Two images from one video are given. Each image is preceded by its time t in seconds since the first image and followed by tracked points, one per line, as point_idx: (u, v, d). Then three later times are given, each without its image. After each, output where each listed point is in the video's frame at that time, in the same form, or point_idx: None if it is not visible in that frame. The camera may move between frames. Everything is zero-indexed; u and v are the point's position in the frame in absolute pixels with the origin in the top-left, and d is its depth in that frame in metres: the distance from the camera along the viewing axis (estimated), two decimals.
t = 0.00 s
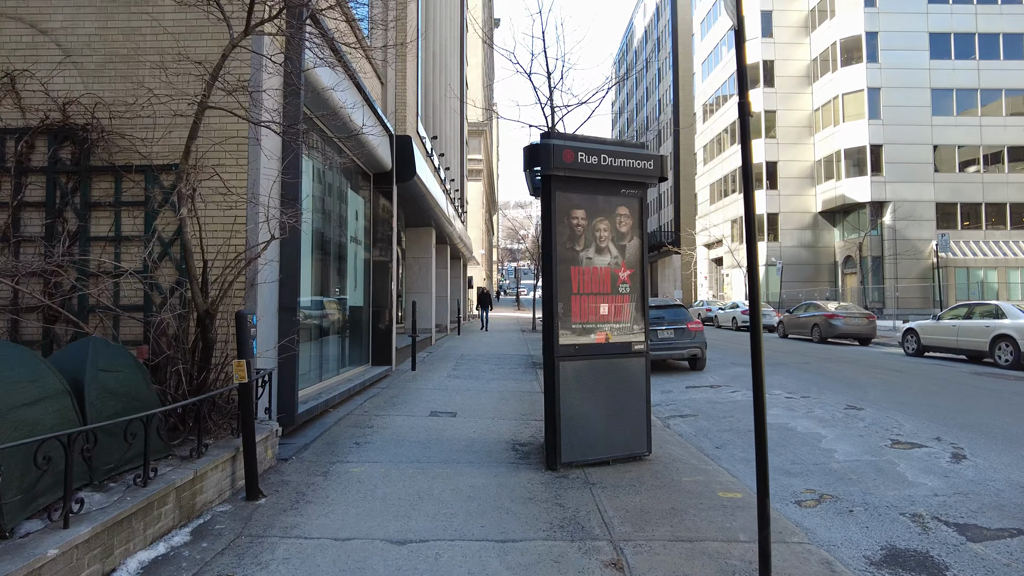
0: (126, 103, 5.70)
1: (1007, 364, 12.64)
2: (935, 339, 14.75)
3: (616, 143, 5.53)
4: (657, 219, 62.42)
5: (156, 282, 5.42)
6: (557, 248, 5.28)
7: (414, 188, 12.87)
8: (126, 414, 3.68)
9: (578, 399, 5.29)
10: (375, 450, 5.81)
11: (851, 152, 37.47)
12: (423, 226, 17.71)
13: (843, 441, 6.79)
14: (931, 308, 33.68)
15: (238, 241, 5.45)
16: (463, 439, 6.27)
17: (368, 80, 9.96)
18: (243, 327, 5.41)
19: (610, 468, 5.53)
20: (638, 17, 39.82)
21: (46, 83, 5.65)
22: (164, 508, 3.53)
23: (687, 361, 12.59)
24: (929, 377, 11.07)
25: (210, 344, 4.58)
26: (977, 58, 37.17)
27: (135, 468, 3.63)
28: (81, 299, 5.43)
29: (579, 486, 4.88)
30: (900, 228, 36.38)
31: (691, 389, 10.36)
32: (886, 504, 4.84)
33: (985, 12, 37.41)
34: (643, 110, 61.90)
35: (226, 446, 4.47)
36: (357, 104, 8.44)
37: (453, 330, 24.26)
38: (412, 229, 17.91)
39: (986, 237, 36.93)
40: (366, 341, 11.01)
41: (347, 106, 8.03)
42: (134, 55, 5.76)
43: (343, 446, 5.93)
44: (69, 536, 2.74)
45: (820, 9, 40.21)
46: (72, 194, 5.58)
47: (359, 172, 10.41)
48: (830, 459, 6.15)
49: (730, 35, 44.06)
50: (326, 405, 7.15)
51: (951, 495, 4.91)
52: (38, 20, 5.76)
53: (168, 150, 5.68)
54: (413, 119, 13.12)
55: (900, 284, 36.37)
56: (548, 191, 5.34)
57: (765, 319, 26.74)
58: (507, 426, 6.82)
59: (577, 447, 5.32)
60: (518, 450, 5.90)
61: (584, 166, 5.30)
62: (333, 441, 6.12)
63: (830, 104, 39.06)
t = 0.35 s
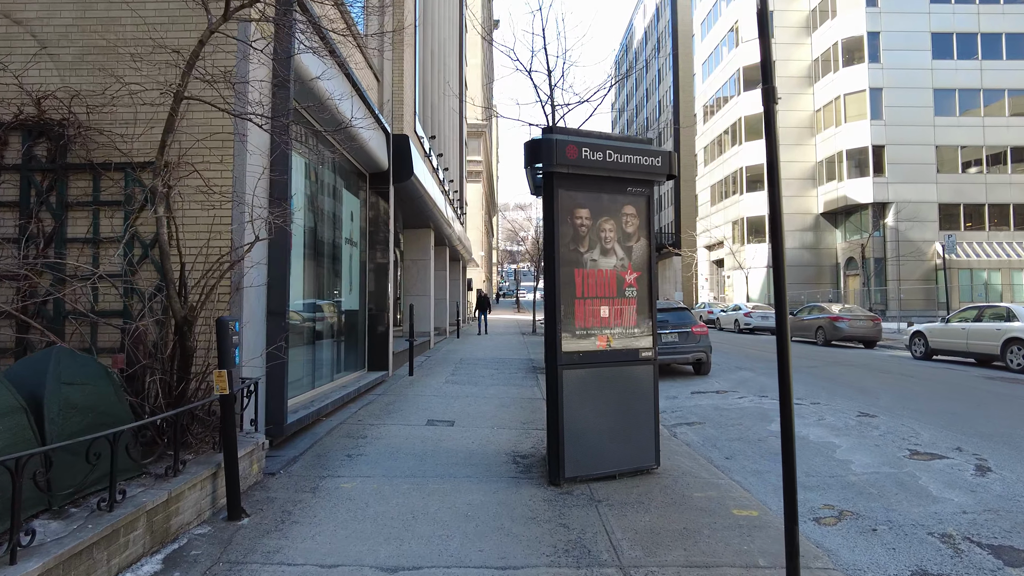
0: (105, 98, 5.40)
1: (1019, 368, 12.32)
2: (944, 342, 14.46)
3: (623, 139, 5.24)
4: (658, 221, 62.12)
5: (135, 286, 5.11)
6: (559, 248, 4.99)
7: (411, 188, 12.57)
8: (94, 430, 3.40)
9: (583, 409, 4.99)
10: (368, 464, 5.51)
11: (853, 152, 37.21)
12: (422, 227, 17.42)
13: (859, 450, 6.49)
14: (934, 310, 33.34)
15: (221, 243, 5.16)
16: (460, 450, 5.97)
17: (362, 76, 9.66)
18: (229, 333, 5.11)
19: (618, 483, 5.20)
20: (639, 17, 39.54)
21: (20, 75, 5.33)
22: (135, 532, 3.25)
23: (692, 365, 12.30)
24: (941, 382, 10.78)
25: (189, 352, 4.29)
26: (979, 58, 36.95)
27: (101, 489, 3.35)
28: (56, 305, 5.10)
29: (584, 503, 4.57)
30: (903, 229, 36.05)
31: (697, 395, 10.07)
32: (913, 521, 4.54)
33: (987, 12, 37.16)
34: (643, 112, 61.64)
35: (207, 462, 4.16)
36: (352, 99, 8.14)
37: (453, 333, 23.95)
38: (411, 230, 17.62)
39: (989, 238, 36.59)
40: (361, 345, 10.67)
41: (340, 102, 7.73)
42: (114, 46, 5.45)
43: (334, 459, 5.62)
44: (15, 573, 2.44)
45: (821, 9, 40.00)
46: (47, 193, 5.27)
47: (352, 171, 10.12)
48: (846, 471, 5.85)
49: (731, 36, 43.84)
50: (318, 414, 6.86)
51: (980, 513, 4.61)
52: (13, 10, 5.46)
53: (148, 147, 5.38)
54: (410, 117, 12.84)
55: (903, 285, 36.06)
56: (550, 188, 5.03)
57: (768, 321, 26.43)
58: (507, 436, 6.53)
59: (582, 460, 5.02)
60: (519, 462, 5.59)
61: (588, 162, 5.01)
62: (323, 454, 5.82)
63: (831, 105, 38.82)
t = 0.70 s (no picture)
0: (86, 88, 5.11)
1: None
2: (954, 345, 14.15)
3: (632, 130, 4.94)
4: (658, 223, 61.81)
5: (116, 286, 4.82)
6: (565, 246, 4.70)
7: (410, 188, 12.28)
8: (57, 443, 3.11)
9: (590, 416, 4.71)
10: (362, 474, 5.20)
11: (855, 154, 36.96)
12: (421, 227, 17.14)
13: (878, 459, 6.18)
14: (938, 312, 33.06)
15: (207, 239, 4.88)
16: (459, 460, 5.66)
17: (359, 70, 9.38)
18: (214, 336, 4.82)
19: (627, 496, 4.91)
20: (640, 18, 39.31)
21: None
22: (101, 556, 2.95)
23: (698, 369, 11.99)
24: (954, 385, 10.47)
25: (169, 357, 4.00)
26: (982, 59, 36.69)
27: (64, 508, 3.05)
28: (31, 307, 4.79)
29: (592, 518, 4.28)
30: (906, 231, 35.75)
31: (704, 400, 9.76)
32: (944, 537, 4.25)
33: (991, 12, 36.91)
34: (643, 114, 61.37)
35: (188, 474, 3.87)
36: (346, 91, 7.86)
37: (453, 335, 23.65)
38: (409, 230, 17.31)
39: (992, 240, 36.30)
40: (358, 349, 10.35)
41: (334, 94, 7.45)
42: (96, 33, 5.17)
43: (326, 470, 5.32)
44: None
45: (823, 10, 39.78)
46: (22, 188, 4.96)
47: (347, 169, 9.82)
48: (867, 481, 5.55)
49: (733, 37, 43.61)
50: (312, 420, 6.57)
51: (1016, 528, 4.31)
52: None
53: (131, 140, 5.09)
54: (409, 115, 12.55)
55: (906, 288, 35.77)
56: (556, 182, 4.74)
57: (771, 323, 26.12)
58: (508, 444, 6.22)
59: (590, 471, 4.73)
60: (522, 472, 5.29)
61: (596, 154, 4.72)
62: (315, 463, 5.51)
63: (834, 106, 38.58)
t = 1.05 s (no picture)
0: (60, 83, 4.80)
1: None
2: (963, 354, 13.82)
3: (640, 128, 4.63)
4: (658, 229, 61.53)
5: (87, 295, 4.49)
6: (570, 253, 4.38)
7: (407, 192, 11.97)
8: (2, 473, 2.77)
9: (598, 435, 4.38)
10: (352, 496, 4.85)
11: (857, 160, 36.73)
12: (419, 233, 16.81)
13: (900, 477, 5.84)
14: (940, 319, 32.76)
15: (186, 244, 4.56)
16: (456, 479, 5.31)
17: (354, 71, 9.08)
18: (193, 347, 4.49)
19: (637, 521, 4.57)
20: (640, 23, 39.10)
21: None
22: None
23: (703, 379, 11.64)
24: (968, 396, 10.14)
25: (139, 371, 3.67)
26: (984, 65, 36.52)
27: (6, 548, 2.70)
28: None
29: (601, 549, 3.93)
30: (909, 238, 35.44)
31: (710, 411, 9.41)
32: (983, 568, 3.91)
33: (992, 19, 36.79)
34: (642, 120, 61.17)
35: (157, 502, 3.51)
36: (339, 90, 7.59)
37: (451, 343, 23.27)
38: (406, 236, 16.97)
39: (995, 246, 36.01)
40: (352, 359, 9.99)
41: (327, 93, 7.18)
42: (71, 26, 4.87)
43: (314, 491, 4.97)
44: None
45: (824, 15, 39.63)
46: None
47: (341, 173, 9.50)
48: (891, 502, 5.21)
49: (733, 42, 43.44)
50: (300, 436, 6.22)
51: None
52: None
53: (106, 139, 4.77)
54: (406, 117, 12.23)
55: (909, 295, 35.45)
56: (560, 183, 4.44)
57: (774, 331, 25.77)
58: (509, 462, 5.88)
59: (597, 494, 4.39)
60: (523, 495, 4.94)
61: (603, 154, 4.41)
62: (302, 484, 5.15)
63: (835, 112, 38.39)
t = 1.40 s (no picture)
0: (23, 65, 4.50)
1: None
2: (969, 354, 13.52)
3: (644, 111, 4.34)
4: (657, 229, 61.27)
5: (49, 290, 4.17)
6: (569, 242, 4.08)
7: (401, 188, 11.66)
8: None
9: (598, 440, 4.07)
10: (336, 506, 4.53)
11: (856, 159, 36.50)
12: (415, 232, 16.50)
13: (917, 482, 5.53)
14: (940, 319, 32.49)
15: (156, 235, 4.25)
16: (449, 487, 5.00)
17: (345, 61, 8.75)
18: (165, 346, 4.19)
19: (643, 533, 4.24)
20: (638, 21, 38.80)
21: None
22: None
23: (705, 379, 11.35)
24: (978, 397, 9.84)
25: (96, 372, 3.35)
26: (984, 63, 36.27)
27: None
28: None
29: (604, 566, 3.62)
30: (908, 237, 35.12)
31: (713, 413, 9.12)
32: None
33: (991, 17, 36.56)
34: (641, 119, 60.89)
35: (116, 516, 3.18)
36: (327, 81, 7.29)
37: (448, 343, 22.99)
38: (401, 235, 16.67)
39: (996, 245, 35.74)
40: (343, 359, 9.68)
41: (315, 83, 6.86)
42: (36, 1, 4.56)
43: (295, 500, 4.65)
44: None
45: (823, 14, 39.38)
46: None
47: (332, 167, 9.21)
48: (910, 510, 4.90)
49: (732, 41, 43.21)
50: (285, 440, 5.90)
51: None
52: None
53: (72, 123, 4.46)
54: (400, 111, 11.93)
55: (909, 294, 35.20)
56: (558, 169, 4.14)
57: (774, 331, 25.48)
58: (505, 467, 5.57)
59: (600, 505, 4.07)
60: (520, 504, 4.62)
61: (604, 138, 4.11)
62: (284, 492, 4.84)
63: (835, 110, 38.14)
